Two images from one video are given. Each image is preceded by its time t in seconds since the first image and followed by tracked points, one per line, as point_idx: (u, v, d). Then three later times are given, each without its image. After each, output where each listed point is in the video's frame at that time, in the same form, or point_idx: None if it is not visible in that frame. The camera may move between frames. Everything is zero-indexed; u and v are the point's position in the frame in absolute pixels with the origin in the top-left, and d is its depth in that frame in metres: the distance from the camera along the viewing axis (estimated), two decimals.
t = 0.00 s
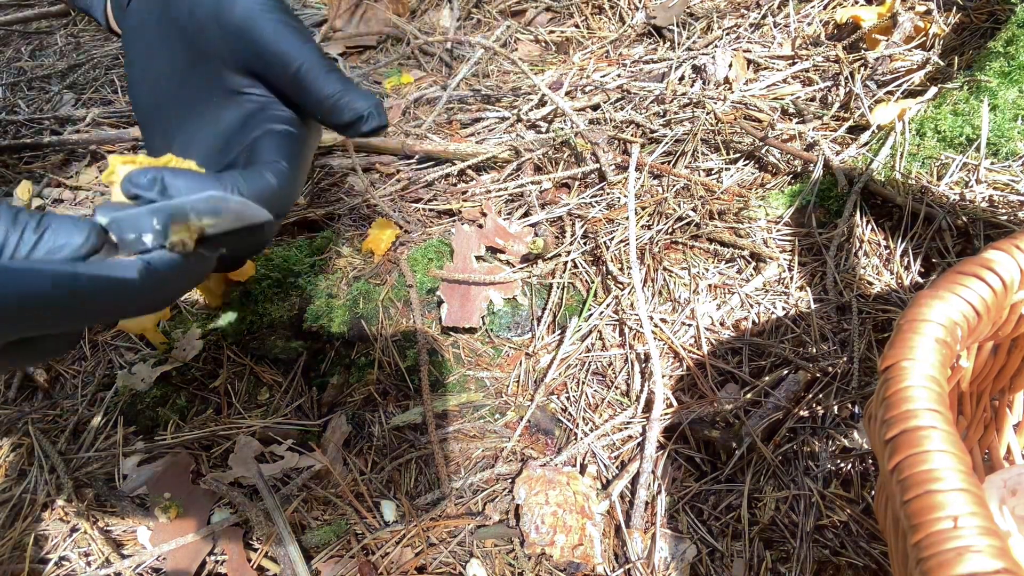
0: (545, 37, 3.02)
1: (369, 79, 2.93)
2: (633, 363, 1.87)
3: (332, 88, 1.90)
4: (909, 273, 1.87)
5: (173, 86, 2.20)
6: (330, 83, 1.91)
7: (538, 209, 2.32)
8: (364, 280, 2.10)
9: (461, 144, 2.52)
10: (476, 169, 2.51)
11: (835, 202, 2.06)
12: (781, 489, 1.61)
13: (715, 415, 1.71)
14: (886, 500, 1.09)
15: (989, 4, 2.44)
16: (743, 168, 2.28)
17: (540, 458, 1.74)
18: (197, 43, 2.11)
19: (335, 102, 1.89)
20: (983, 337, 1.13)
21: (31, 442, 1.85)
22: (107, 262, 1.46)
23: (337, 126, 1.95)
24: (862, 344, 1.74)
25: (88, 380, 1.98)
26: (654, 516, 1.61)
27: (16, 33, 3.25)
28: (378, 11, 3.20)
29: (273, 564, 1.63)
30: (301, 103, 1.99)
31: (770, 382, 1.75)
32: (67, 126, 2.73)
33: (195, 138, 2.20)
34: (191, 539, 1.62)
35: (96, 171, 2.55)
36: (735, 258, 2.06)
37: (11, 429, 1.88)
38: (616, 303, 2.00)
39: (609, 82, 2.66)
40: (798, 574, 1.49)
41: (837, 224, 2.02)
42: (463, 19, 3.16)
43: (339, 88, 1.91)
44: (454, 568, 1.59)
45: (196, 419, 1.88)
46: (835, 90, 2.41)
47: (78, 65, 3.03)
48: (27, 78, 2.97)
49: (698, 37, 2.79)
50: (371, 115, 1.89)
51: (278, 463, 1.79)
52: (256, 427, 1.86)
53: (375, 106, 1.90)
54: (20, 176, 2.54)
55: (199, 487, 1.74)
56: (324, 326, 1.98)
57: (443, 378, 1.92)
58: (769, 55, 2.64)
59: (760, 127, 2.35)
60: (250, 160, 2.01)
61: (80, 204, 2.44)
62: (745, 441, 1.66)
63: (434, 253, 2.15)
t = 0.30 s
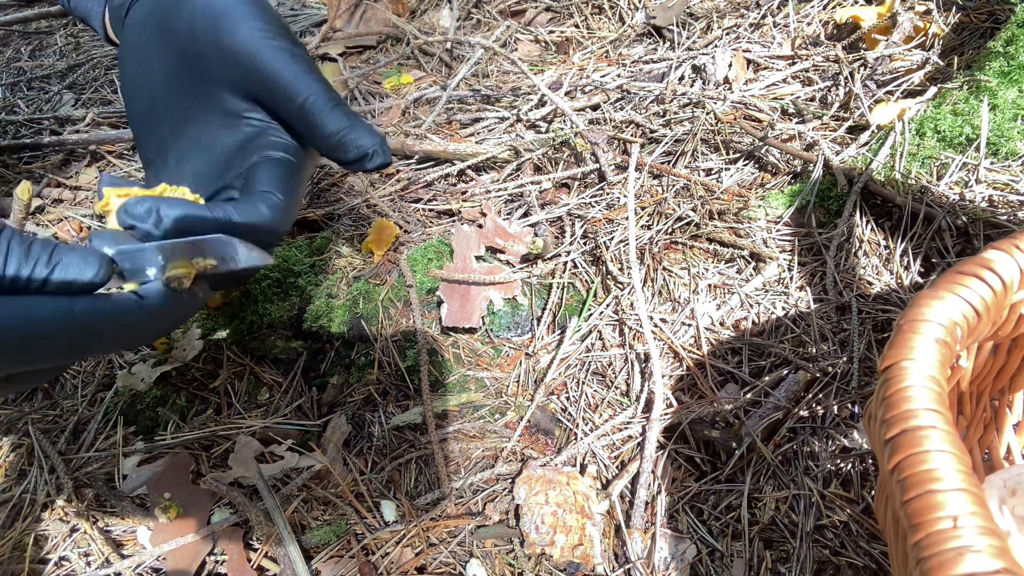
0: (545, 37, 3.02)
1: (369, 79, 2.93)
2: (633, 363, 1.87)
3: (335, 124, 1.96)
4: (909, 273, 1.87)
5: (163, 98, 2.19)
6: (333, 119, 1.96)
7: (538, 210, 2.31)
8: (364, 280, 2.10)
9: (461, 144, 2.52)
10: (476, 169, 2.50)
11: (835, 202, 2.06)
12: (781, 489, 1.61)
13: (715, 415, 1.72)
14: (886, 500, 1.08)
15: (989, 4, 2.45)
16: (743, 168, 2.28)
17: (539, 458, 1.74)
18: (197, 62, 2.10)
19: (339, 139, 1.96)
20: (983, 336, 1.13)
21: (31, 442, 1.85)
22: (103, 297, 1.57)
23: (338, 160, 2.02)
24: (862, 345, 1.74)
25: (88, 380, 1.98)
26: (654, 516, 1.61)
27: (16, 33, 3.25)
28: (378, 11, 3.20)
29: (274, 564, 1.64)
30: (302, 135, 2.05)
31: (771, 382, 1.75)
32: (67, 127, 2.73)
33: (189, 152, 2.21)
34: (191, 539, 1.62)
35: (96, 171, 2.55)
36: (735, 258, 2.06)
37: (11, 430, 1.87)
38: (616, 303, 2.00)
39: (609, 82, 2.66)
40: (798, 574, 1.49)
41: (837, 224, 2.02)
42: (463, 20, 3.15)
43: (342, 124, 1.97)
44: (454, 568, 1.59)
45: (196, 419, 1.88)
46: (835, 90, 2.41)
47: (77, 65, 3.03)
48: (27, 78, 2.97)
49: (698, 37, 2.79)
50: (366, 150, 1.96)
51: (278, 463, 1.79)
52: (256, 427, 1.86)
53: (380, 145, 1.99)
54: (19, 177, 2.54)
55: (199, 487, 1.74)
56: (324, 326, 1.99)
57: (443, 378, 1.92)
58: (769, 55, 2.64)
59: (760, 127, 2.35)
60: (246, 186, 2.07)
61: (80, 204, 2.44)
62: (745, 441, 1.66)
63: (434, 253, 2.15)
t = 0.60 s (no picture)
0: (545, 37, 3.02)
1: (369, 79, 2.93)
2: (633, 363, 1.87)
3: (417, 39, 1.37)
4: (909, 273, 1.87)
5: (180, 23, 1.31)
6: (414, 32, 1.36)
7: (538, 210, 2.31)
8: (364, 280, 2.10)
9: (461, 144, 2.53)
10: (476, 169, 2.50)
11: (835, 202, 2.06)
12: (781, 489, 1.61)
13: (715, 415, 1.72)
14: (886, 499, 1.09)
15: (989, 4, 2.45)
16: (743, 168, 2.28)
17: (540, 458, 1.74)
18: None
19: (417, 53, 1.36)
20: (983, 337, 1.13)
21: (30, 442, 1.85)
22: None
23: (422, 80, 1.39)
24: (862, 345, 1.74)
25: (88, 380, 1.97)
26: (654, 516, 1.61)
27: (16, 33, 3.25)
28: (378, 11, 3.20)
29: (274, 564, 1.63)
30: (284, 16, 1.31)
31: (771, 382, 1.75)
32: (67, 127, 2.73)
33: (228, 86, 1.30)
34: (191, 539, 1.63)
35: (96, 171, 2.55)
36: (735, 258, 2.06)
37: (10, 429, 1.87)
38: (616, 303, 2.00)
39: (609, 82, 2.66)
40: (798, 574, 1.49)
41: (837, 224, 2.02)
42: (463, 19, 3.15)
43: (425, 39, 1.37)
44: (454, 568, 1.59)
45: (196, 419, 1.89)
46: (835, 90, 2.41)
47: (77, 65, 3.03)
48: (27, 78, 2.97)
49: (698, 37, 2.79)
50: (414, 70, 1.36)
51: (278, 463, 1.79)
52: (257, 427, 1.86)
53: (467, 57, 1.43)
54: (20, 176, 2.54)
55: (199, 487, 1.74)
56: (324, 326, 1.99)
57: (443, 378, 1.92)
58: (769, 55, 2.64)
59: (760, 127, 2.36)
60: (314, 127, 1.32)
61: (80, 204, 2.45)
62: (745, 441, 1.66)
63: (434, 253, 2.15)
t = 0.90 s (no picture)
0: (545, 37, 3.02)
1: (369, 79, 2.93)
2: (633, 363, 1.87)
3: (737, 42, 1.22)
4: (909, 273, 1.87)
5: None
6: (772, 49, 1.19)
7: (538, 210, 2.31)
8: (364, 280, 2.10)
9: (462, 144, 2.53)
10: (476, 169, 2.50)
11: (835, 202, 2.06)
12: (781, 489, 1.61)
13: (715, 415, 1.72)
14: (886, 500, 1.09)
15: (988, 4, 2.45)
16: (743, 168, 2.28)
17: (540, 458, 1.74)
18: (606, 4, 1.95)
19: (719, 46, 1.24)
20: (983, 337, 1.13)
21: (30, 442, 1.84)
22: None
23: (652, 102, 1.44)
24: (862, 345, 1.74)
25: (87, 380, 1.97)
26: (654, 516, 1.61)
27: (16, 33, 3.25)
28: (378, 11, 3.20)
29: (274, 564, 1.62)
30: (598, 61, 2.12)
31: (771, 382, 1.75)
32: (67, 127, 2.73)
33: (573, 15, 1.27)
34: (191, 539, 1.62)
35: (96, 171, 2.55)
36: (735, 258, 2.06)
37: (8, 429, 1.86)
38: (616, 303, 2.00)
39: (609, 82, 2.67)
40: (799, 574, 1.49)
41: (837, 224, 2.02)
42: (463, 20, 3.16)
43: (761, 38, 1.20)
44: (454, 568, 1.58)
45: (196, 419, 1.89)
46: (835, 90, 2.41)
47: (78, 65, 3.03)
48: (27, 78, 2.97)
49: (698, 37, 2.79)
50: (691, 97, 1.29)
51: (278, 463, 1.79)
52: (256, 427, 1.86)
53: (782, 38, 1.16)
54: (19, 176, 2.54)
55: (198, 487, 1.74)
56: (324, 326, 2.00)
57: (443, 378, 1.92)
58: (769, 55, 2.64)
59: (760, 127, 2.36)
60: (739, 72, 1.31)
61: (80, 204, 2.44)
62: (745, 441, 1.66)
63: (434, 253, 2.16)
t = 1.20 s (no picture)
0: (545, 37, 3.02)
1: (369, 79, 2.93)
2: (633, 363, 1.87)
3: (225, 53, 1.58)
4: (909, 273, 1.86)
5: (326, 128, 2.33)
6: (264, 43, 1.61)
7: (538, 210, 2.31)
8: (364, 280, 2.10)
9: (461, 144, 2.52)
10: (476, 169, 2.51)
11: (835, 201, 2.06)
12: (781, 489, 1.61)
13: (715, 414, 1.72)
14: (887, 499, 1.09)
15: (988, 5, 2.45)
16: (743, 168, 2.28)
17: (540, 458, 1.74)
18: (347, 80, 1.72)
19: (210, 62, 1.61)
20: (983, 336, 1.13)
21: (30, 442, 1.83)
22: None
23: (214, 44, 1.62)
24: (862, 345, 1.74)
25: (87, 380, 1.97)
26: (654, 516, 1.61)
27: (16, 33, 3.25)
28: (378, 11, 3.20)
29: (274, 564, 1.63)
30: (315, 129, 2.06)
31: (770, 382, 1.75)
32: (67, 126, 2.73)
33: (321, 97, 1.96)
34: (191, 539, 1.62)
35: (96, 171, 2.55)
36: (735, 258, 2.06)
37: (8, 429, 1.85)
38: (616, 303, 2.00)
39: (609, 82, 2.67)
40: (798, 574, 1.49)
41: (836, 224, 2.02)
42: (463, 20, 3.15)
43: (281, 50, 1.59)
44: (454, 568, 1.58)
45: (196, 419, 1.89)
46: (835, 90, 2.42)
47: (78, 65, 3.03)
48: (27, 78, 2.96)
49: (698, 37, 2.79)
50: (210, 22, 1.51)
51: (278, 463, 1.79)
52: (256, 427, 1.86)
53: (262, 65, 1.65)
54: (19, 176, 2.54)
55: (198, 487, 1.74)
56: (324, 326, 1.98)
57: (443, 378, 1.92)
58: (769, 55, 2.65)
59: (760, 127, 2.36)
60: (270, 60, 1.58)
61: (80, 204, 2.44)
62: (745, 441, 1.66)
63: (434, 253, 2.16)
